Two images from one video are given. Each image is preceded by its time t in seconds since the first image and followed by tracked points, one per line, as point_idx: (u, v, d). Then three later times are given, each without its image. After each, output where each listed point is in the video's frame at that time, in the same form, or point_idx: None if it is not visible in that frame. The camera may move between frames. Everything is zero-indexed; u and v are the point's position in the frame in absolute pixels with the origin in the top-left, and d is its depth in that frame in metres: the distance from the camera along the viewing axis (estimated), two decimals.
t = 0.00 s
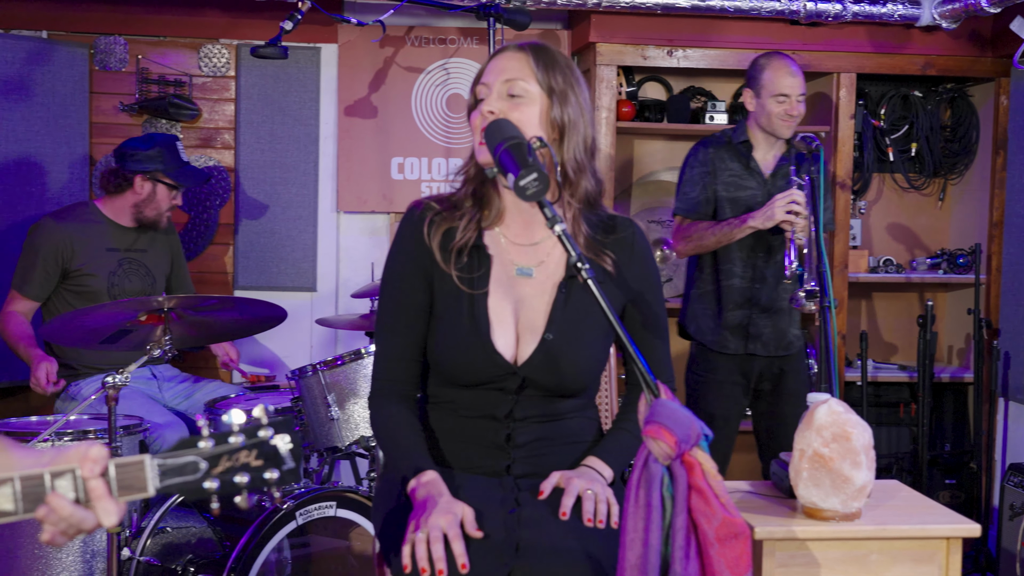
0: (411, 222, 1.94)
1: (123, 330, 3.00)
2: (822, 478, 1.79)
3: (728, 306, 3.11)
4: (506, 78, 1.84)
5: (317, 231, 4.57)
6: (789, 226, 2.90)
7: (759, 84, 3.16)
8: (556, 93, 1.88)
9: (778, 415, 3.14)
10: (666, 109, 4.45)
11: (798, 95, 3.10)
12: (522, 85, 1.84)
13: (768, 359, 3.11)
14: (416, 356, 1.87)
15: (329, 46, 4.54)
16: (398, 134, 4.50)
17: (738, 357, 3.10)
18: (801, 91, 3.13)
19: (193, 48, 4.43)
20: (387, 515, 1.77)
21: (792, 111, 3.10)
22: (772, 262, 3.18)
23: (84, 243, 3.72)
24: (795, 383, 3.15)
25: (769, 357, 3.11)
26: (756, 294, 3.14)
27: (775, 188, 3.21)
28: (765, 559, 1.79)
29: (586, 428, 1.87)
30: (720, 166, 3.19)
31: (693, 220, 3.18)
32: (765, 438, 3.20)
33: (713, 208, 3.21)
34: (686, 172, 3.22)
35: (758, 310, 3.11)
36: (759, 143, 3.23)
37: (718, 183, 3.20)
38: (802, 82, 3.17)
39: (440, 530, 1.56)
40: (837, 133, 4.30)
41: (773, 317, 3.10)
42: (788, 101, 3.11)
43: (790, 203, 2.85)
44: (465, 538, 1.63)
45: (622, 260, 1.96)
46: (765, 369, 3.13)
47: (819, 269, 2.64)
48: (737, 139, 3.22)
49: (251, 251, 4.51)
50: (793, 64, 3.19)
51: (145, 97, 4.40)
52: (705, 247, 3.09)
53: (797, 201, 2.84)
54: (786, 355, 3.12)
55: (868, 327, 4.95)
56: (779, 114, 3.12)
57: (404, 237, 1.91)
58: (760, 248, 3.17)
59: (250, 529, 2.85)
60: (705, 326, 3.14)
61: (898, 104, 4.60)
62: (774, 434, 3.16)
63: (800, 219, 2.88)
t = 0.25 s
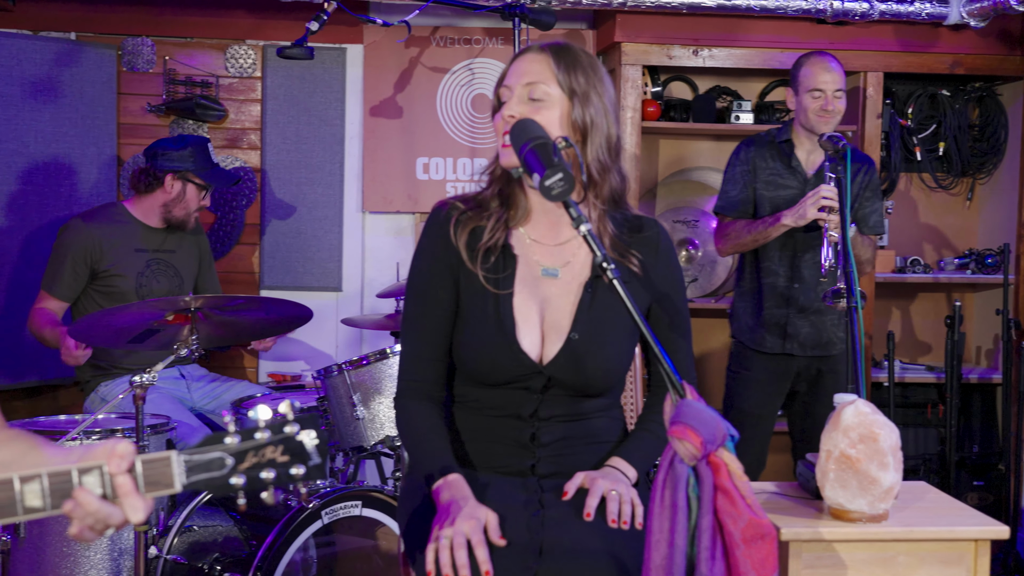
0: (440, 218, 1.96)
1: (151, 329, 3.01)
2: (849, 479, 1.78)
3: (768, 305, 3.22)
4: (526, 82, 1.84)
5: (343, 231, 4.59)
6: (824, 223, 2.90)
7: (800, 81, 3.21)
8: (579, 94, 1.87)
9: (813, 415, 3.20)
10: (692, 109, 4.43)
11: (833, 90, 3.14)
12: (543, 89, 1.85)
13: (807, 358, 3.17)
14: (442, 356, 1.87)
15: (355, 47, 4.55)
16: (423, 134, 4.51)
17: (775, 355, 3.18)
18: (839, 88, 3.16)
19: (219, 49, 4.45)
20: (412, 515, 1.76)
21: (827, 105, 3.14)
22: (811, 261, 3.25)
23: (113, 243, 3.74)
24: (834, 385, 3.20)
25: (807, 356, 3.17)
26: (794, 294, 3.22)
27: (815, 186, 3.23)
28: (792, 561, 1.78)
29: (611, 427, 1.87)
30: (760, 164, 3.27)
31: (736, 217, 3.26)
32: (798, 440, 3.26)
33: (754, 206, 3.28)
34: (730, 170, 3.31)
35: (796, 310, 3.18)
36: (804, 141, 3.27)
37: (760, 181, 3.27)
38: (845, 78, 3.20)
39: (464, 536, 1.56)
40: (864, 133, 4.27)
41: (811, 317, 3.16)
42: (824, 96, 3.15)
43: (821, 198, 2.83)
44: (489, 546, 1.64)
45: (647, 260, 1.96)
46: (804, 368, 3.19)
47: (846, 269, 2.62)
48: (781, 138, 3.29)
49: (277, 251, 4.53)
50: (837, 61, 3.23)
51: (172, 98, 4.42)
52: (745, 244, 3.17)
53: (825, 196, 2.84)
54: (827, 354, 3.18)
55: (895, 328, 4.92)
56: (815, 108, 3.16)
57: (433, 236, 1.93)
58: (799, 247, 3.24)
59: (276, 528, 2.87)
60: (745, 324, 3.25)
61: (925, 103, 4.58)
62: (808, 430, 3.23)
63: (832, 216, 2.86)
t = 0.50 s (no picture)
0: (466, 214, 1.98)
1: (179, 328, 3.02)
2: (878, 481, 1.78)
3: (796, 304, 3.23)
4: (558, 80, 1.85)
5: (370, 231, 4.60)
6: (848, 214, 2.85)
7: (829, 81, 3.18)
8: (608, 96, 1.88)
9: (846, 415, 3.21)
10: (719, 108, 4.42)
11: (858, 91, 3.10)
12: (575, 88, 1.85)
13: (839, 358, 3.19)
14: (467, 354, 1.88)
15: (382, 48, 4.57)
16: (450, 135, 4.51)
17: (806, 355, 3.20)
18: (867, 88, 3.11)
19: (247, 50, 4.47)
20: (440, 517, 1.78)
21: (852, 107, 3.11)
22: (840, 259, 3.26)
23: (145, 243, 3.76)
24: (867, 385, 3.21)
25: (839, 356, 3.18)
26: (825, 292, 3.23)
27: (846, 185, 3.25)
28: (820, 562, 1.78)
29: (636, 426, 1.87)
30: (792, 164, 3.32)
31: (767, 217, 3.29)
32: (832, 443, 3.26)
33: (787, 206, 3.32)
34: (765, 170, 3.36)
35: (826, 309, 3.20)
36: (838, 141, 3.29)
37: (791, 182, 3.31)
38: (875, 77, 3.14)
39: (489, 540, 1.56)
40: (893, 132, 4.24)
41: (842, 317, 3.18)
42: (850, 98, 3.11)
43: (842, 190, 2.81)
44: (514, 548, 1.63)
45: (664, 266, 1.96)
46: (836, 368, 3.20)
47: (874, 269, 2.60)
48: (815, 138, 3.31)
49: (304, 251, 4.54)
50: (867, 59, 3.16)
51: (201, 98, 4.45)
52: (774, 242, 3.20)
53: (847, 188, 2.80)
54: (860, 354, 3.20)
55: (925, 328, 4.89)
56: (842, 109, 3.14)
57: (457, 230, 1.94)
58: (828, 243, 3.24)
59: (303, 526, 2.88)
60: (778, 325, 3.28)
61: (955, 102, 4.53)
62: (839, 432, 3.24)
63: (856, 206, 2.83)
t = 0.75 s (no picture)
0: (482, 214, 1.97)
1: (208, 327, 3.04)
2: (906, 482, 1.77)
3: (822, 303, 3.24)
4: (615, 79, 1.84)
5: (397, 231, 4.61)
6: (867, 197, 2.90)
7: (851, 85, 3.16)
8: (659, 111, 1.88)
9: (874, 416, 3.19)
10: (746, 107, 4.41)
11: (877, 98, 3.08)
12: (628, 92, 1.85)
13: (868, 357, 3.18)
14: (485, 355, 1.89)
15: (409, 48, 4.58)
16: (476, 135, 4.52)
17: (833, 354, 3.20)
18: (887, 94, 3.08)
19: (275, 50, 4.49)
20: (467, 520, 1.77)
21: (872, 114, 3.10)
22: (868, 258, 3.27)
23: (172, 243, 3.78)
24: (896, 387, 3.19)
25: (867, 355, 3.18)
26: (852, 291, 3.24)
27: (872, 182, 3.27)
28: (848, 563, 1.77)
29: (659, 424, 1.87)
30: (818, 164, 3.34)
31: (795, 215, 3.32)
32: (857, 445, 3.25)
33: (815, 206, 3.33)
34: (794, 172, 3.38)
35: (852, 308, 3.21)
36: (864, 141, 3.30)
37: (819, 180, 3.33)
38: (896, 80, 3.11)
39: (516, 533, 1.57)
40: (922, 130, 4.21)
41: (869, 317, 3.19)
42: (869, 105, 3.10)
43: (860, 174, 2.88)
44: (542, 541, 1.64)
45: (679, 263, 1.96)
46: (864, 368, 3.20)
47: (903, 269, 2.59)
48: (840, 138, 3.33)
49: (331, 250, 4.56)
50: (888, 61, 3.12)
51: (229, 99, 4.47)
52: (802, 239, 3.23)
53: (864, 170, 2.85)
54: (890, 353, 3.19)
55: (955, 328, 4.85)
56: (863, 117, 3.14)
57: (471, 230, 1.94)
58: (852, 241, 3.22)
59: (331, 525, 2.91)
60: (804, 325, 3.29)
61: (985, 100, 4.50)
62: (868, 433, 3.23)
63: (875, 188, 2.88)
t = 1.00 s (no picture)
0: (505, 217, 1.98)
1: (237, 327, 3.05)
2: (937, 484, 1.76)
3: (847, 303, 3.24)
4: (631, 80, 1.86)
5: (424, 231, 4.62)
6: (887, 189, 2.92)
7: (871, 84, 3.16)
8: (681, 115, 1.91)
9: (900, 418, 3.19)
10: (775, 107, 4.38)
11: (898, 96, 3.08)
12: (644, 91, 1.87)
13: (894, 357, 3.17)
14: (512, 356, 1.90)
15: (437, 49, 4.58)
16: (504, 135, 4.52)
17: (858, 354, 3.19)
18: (908, 92, 3.08)
19: (304, 51, 4.52)
20: (495, 512, 1.78)
21: (892, 113, 3.10)
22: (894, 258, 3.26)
23: (198, 244, 3.80)
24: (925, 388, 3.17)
25: (893, 355, 3.17)
26: (878, 291, 3.23)
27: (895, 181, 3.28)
28: (878, 565, 1.75)
29: (688, 424, 1.87)
30: (841, 164, 3.35)
31: (818, 215, 3.34)
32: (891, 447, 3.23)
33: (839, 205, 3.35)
34: (818, 172, 3.39)
35: (878, 307, 3.20)
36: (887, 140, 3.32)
37: (842, 180, 3.33)
38: (917, 78, 3.11)
39: (545, 525, 1.57)
40: (953, 130, 4.18)
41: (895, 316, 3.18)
42: (890, 104, 3.11)
43: (879, 166, 2.88)
44: (571, 535, 1.64)
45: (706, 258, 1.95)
46: (891, 368, 3.18)
47: (934, 269, 2.57)
48: (863, 137, 3.35)
49: (360, 250, 4.57)
50: (909, 60, 3.13)
51: (258, 100, 4.48)
52: (825, 237, 3.24)
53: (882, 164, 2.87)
54: (917, 353, 3.17)
55: (986, 329, 4.81)
56: (884, 116, 3.13)
57: (495, 233, 1.95)
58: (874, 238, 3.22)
59: (359, 524, 2.89)
60: (828, 325, 3.29)
61: (1017, 99, 4.48)
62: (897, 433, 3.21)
63: (894, 178, 2.89)
